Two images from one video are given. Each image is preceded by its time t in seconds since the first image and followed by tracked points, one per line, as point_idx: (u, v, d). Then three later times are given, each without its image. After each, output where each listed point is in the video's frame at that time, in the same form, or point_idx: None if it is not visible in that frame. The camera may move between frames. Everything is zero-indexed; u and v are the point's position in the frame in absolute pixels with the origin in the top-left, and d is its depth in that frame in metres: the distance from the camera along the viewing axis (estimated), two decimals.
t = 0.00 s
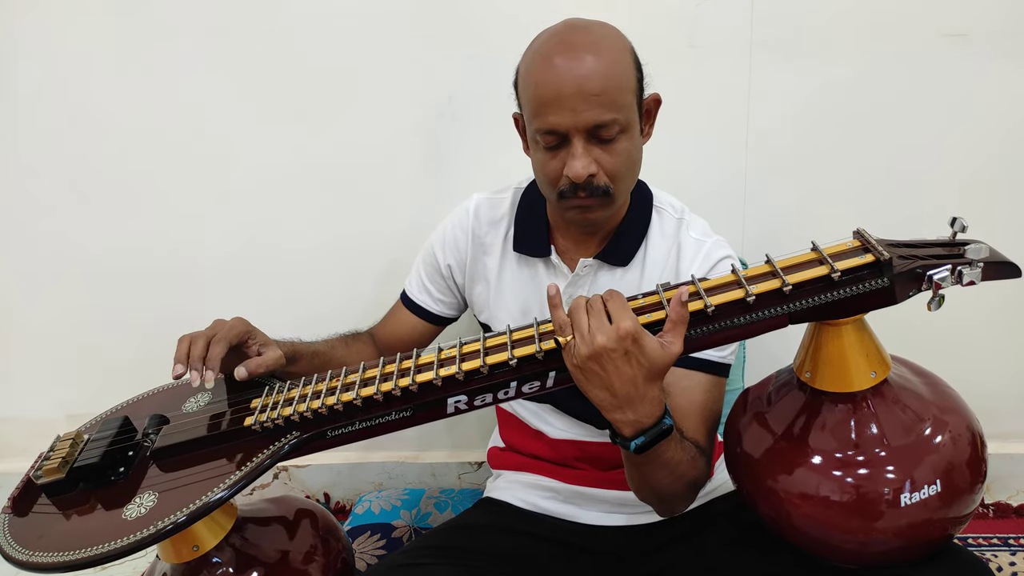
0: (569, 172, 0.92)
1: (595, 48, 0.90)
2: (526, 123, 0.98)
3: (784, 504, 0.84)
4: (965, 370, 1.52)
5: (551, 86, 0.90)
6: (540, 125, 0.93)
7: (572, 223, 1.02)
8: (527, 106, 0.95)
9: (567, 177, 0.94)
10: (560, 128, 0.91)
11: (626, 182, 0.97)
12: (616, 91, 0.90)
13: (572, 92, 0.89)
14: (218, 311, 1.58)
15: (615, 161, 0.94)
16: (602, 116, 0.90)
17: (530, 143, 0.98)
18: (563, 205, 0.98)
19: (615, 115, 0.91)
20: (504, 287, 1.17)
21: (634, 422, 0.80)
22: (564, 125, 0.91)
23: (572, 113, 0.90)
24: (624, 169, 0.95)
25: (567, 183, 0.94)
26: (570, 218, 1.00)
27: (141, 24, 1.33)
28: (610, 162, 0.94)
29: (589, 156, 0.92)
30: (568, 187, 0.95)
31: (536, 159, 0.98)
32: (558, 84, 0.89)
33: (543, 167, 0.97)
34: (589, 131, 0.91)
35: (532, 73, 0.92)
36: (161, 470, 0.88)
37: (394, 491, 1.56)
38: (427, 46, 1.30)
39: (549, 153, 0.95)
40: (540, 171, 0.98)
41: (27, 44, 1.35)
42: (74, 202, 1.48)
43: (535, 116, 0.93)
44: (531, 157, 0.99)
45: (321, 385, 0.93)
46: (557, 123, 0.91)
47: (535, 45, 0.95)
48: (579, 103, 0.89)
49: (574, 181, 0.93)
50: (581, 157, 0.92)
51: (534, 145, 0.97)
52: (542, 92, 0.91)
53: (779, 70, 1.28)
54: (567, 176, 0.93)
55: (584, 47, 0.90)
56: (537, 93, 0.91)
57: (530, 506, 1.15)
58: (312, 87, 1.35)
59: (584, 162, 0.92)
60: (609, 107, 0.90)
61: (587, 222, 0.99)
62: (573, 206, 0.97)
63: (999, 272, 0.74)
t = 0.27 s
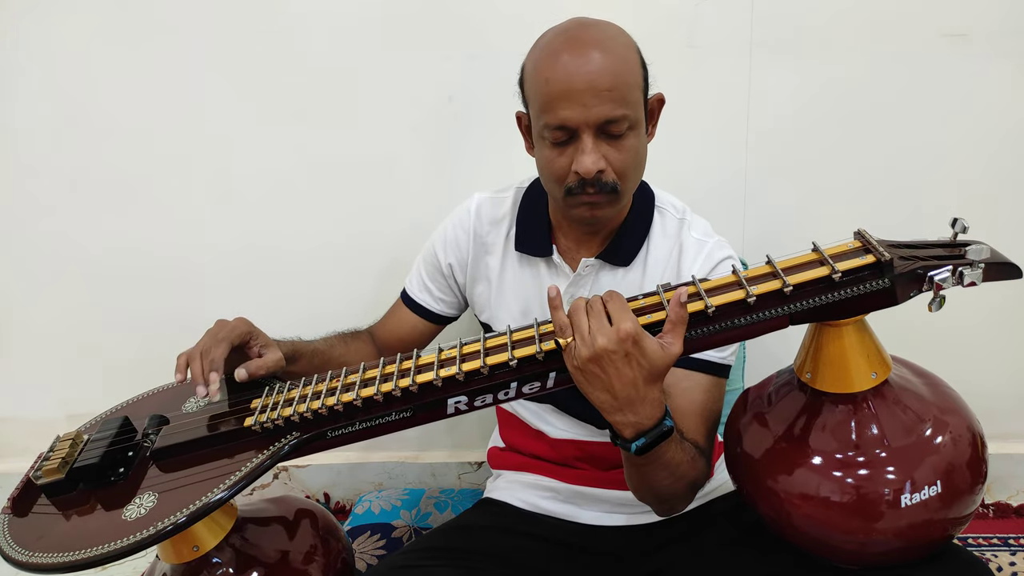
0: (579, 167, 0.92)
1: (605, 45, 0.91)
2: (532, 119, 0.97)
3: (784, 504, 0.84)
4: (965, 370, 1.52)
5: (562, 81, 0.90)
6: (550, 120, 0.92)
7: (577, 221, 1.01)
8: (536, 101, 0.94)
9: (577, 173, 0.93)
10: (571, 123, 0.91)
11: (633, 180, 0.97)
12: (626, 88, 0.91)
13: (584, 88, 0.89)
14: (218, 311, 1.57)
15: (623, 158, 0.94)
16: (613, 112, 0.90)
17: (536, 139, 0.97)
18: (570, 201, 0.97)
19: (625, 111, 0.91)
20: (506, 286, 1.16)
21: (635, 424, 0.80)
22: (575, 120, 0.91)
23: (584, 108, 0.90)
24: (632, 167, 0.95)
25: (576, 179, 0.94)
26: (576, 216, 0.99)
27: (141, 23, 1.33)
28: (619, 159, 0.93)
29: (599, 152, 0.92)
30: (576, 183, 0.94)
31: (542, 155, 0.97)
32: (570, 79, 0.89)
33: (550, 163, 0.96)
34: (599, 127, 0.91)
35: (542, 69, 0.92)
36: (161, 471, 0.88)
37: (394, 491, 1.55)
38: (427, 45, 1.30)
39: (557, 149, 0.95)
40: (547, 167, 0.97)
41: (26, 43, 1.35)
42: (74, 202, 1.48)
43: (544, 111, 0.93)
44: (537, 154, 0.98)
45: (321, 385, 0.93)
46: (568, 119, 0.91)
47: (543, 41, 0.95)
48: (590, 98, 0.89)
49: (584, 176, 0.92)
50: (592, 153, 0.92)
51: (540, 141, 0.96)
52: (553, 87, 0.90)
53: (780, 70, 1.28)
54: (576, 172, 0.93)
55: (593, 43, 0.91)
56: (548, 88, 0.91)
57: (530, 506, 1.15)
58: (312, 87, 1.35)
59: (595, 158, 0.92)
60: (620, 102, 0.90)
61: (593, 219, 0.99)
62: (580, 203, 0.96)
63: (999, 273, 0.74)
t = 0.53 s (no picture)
0: (597, 164, 0.92)
1: (622, 43, 0.91)
2: (545, 116, 0.97)
3: (784, 504, 0.84)
4: (965, 370, 1.52)
5: (582, 78, 0.90)
6: (568, 117, 0.92)
7: (587, 220, 1.02)
8: (552, 98, 0.94)
9: (594, 170, 0.93)
10: (590, 120, 0.91)
11: (644, 178, 0.98)
12: (644, 86, 0.92)
13: (604, 85, 0.89)
14: (219, 310, 1.58)
15: (639, 156, 0.95)
16: (631, 109, 0.91)
17: (548, 136, 0.97)
18: (583, 199, 0.97)
19: (641, 110, 0.92)
20: (507, 286, 1.17)
21: (631, 425, 0.80)
22: (594, 117, 0.91)
23: (603, 105, 0.90)
24: (645, 165, 0.96)
25: (592, 176, 0.94)
26: (587, 213, 0.99)
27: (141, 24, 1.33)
28: (635, 156, 0.94)
29: (616, 149, 0.92)
30: (592, 180, 0.95)
31: (555, 153, 0.97)
32: (590, 76, 0.90)
33: (564, 160, 0.96)
34: (617, 125, 0.92)
35: (559, 65, 0.92)
36: (162, 470, 0.88)
37: (395, 491, 1.56)
38: (427, 46, 1.30)
39: (572, 146, 0.95)
40: (560, 164, 0.97)
41: (27, 44, 1.35)
42: (75, 202, 1.48)
43: (562, 108, 0.93)
44: (549, 151, 0.98)
45: (321, 384, 0.93)
46: (587, 116, 0.91)
47: (559, 38, 0.95)
48: (610, 96, 0.89)
49: (602, 174, 0.93)
50: (609, 150, 0.92)
51: (554, 138, 0.96)
52: (572, 84, 0.91)
53: (780, 71, 1.28)
54: (593, 169, 0.93)
55: (611, 41, 0.91)
56: (567, 85, 0.91)
57: (530, 506, 1.16)
58: (312, 86, 1.35)
59: (613, 155, 0.92)
60: (637, 100, 0.91)
61: (604, 217, 0.99)
62: (594, 200, 0.97)
63: (999, 273, 0.74)
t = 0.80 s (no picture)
0: (611, 159, 0.92)
1: (633, 39, 0.92)
2: (556, 112, 0.97)
3: (784, 504, 0.84)
4: (965, 369, 1.52)
5: (595, 73, 0.90)
6: (581, 112, 0.92)
7: (597, 215, 1.01)
8: (564, 93, 0.94)
9: (607, 165, 0.93)
10: (603, 115, 0.91)
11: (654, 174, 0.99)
12: (655, 82, 0.92)
13: (617, 79, 0.90)
14: (219, 310, 1.58)
15: (650, 152, 0.95)
16: (644, 104, 0.91)
17: (560, 131, 0.97)
18: (595, 194, 0.97)
19: (653, 105, 0.92)
20: (508, 285, 1.17)
21: (663, 418, 0.79)
22: (607, 112, 0.91)
23: (616, 100, 0.90)
24: (656, 161, 0.97)
25: (605, 171, 0.94)
26: (598, 209, 0.99)
27: (141, 24, 1.33)
28: (647, 152, 0.94)
29: (630, 144, 0.92)
30: (605, 175, 0.94)
31: (567, 148, 0.96)
32: (603, 71, 0.90)
33: (577, 156, 0.96)
34: (630, 120, 0.92)
35: (573, 60, 0.92)
36: (161, 470, 0.88)
37: (395, 491, 1.56)
38: (427, 45, 1.30)
39: (584, 141, 0.94)
40: (572, 159, 0.96)
41: (27, 44, 1.35)
42: (74, 202, 1.48)
43: (575, 103, 0.93)
44: (560, 146, 0.98)
45: (320, 385, 0.93)
46: (600, 110, 0.91)
47: (569, 34, 0.95)
48: (624, 90, 0.90)
49: (615, 168, 0.93)
50: (623, 145, 0.92)
51: (566, 133, 0.96)
52: (585, 78, 0.91)
53: (779, 70, 1.28)
54: (607, 164, 0.93)
55: (622, 37, 0.92)
56: (580, 80, 0.91)
57: (530, 507, 1.16)
58: (312, 86, 1.35)
59: (626, 150, 0.92)
60: (650, 96, 0.91)
61: (615, 213, 0.99)
62: (606, 196, 0.96)
63: (999, 273, 0.74)
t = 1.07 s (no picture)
0: (599, 164, 0.92)
1: (625, 42, 0.92)
2: (548, 115, 0.97)
3: (784, 504, 0.84)
4: (965, 369, 1.52)
5: (584, 77, 0.90)
6: (570, 116, 0.93)
7: (589, 219, 1.02)
8: (554, 97, 0.94)
9: (596, 169, 0.94)
10: (591, 119, 0.91)
11: (647, 178, 0.98)
12: (646, 85, 0.92)
13: (606, 84, 0.90)
14: (219, 310, 1.58)
15: (641, 155, 0.95)
16: (633, 109, 0.91)
17: (551, 135, 0.97)
18: (585, 197, 0.97)
19: (644, 109, 0.92)
20: (509, 285, 1.17)
21: (643, 419, 0.80)
22: (595, 116, 0.91)
23: (604, 104, 0.90)
24: (648, 165, 0.96)
25: (594, 175, 0.95)
26: (589, 212, 0.99)
27: (141, 24, 1.33)
28: (637, 156, 0.94)
29: (618, 149, 0.93)
30: (594, 179, 0.95)
31: (558, 152, 0.97)
32: (592, 76, 0.90)
33: (567, 159, 0.96)
34: (618, 124, 0.92)
35: (563, 63, 0.92)
36: (161, 469, 0.88)
37: (395, 491, 1.56)
38: (427, 45, 1.30)
39: (574, 145, 0.95)
40: (563, 163, 0.97)
41: (27, 44, 1.36)
42: (75, 202, 1.48)
43: (564, 107, 0.93)
44: (551, 149, 0.98)
45: (320, 385, 0.93)
46: (588, 115, 0.91)
47: (563, 36, 0.95)
48: (612, 94, 0.90)
49: (603, 173, 0.93)
50: (611, 150, 0.92)
51: (557, 137, 0.96)
52: (574, 83, 0.91)
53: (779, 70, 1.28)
54: (595, 169, 0.93)
55: (613, 40, 0.91)
56: (570, 84, 0.91)
57: (530, 507, 1.16)
58: (312, 86, 1.35)
59: (614, 154, 0.92)
60: (638, 100, 0.91)
61: (607, 216, 0.99)
62: (596, 199, 0.97)
63: (998, 272, 0.74)
